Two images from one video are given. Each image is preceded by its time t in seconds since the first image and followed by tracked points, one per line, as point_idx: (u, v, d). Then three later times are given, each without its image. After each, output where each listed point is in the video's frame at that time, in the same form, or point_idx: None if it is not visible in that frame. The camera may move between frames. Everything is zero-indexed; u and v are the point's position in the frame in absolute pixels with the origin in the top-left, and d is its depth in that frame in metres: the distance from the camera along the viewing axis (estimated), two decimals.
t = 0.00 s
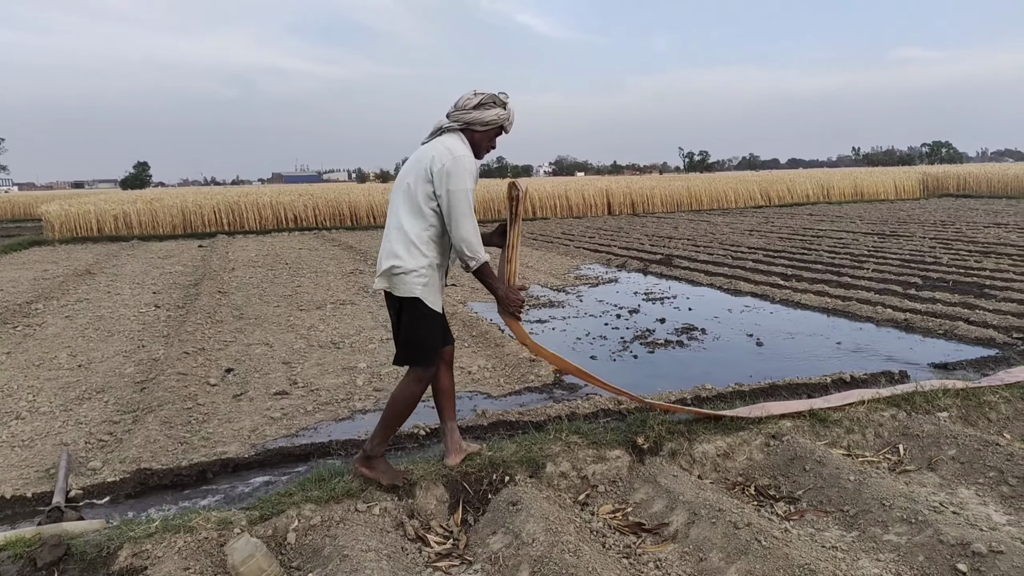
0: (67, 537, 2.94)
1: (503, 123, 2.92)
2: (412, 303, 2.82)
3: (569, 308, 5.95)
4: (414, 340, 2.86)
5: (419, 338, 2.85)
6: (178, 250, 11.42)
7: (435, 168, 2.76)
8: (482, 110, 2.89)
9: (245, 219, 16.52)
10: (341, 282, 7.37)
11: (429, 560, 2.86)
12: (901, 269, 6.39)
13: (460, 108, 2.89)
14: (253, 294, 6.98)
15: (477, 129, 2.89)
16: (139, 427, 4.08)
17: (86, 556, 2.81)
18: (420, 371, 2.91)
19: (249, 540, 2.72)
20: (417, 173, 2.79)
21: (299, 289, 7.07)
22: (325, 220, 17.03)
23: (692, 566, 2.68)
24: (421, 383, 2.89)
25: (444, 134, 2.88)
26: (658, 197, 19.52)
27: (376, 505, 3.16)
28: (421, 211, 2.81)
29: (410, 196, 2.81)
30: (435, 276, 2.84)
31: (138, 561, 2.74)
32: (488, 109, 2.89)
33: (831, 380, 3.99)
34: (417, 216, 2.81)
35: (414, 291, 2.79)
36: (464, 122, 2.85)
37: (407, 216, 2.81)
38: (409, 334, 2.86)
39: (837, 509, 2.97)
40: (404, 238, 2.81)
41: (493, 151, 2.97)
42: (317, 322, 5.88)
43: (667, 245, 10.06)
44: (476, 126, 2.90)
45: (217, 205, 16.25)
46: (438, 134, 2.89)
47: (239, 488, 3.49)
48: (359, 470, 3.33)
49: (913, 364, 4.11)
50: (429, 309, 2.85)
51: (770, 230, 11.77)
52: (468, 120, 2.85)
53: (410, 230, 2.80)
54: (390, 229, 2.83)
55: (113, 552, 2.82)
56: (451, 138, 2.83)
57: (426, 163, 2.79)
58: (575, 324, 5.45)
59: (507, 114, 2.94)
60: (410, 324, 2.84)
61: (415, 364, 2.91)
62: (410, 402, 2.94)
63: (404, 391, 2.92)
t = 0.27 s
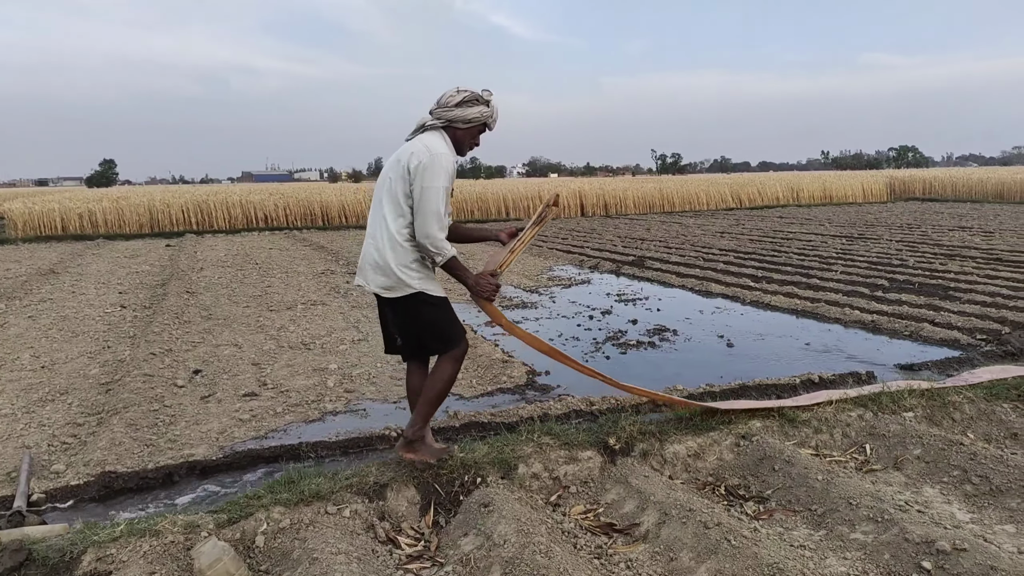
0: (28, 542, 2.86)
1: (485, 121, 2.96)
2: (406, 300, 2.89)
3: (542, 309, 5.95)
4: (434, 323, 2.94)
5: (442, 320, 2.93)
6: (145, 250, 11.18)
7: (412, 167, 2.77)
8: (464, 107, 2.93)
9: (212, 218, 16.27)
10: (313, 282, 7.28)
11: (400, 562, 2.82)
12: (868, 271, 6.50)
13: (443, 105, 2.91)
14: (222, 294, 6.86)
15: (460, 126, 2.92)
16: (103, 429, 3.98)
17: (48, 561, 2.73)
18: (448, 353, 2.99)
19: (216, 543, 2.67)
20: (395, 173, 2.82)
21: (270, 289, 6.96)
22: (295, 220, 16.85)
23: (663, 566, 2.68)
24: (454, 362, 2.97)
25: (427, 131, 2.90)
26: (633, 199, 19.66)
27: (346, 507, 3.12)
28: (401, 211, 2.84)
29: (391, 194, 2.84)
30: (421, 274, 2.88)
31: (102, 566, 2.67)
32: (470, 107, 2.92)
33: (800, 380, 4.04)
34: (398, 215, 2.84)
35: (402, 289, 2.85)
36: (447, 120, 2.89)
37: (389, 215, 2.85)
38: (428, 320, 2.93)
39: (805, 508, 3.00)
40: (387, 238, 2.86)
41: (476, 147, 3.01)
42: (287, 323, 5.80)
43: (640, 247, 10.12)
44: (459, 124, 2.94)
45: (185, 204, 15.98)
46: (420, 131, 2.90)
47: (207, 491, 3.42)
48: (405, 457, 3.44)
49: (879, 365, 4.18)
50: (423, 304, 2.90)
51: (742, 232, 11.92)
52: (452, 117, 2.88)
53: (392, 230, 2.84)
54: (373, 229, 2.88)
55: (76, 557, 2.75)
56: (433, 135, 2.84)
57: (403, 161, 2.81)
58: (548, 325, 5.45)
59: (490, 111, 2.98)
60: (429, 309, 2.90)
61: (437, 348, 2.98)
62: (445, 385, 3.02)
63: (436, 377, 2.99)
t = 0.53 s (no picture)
0: (5, 542, 2.81)
1: (481, 116, 3.01)
2: (403, 296, 2.95)
3: (527, 309, 5.94)
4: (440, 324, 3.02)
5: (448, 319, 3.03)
6: (126, 248, 11.02)
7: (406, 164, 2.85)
8: (461, 103, 2.97)
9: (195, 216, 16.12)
10: (297, 280, 7.23)
11: (383, 562, 2.80)
12: (850, 272, 6.57)
13: (439, 101, 2.95)
14: (205, 292, 6.78)
15: (456, 122, 2.98)
16: (83, 428, 3.92)
17: (26, 562, 2.69)
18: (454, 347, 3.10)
19: (197, 544, 2.65)
20: (392, 170, 2.90)
21: (252, 287, 6.90)
22: (279, 219, 16.73)
23: (646, 565, 2.69)
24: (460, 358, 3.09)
25: (424, 128, 2.96)
26: (618, 199, 19.73)
27: (329, 507, 3.10)
28: (397, 207, 2.91)
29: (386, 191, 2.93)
30: (415, 271, 2.93)
31: (81, 566, 2.63)
32: (466, 102, 2.96)
33: (782, 381, 4.07)
34: (393, 212, 2.91)
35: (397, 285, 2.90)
36: (443, 116, 2.94)
37: (385, 212, 2.92)
38: (435, 320, 3.01)
39: (787, 507, 3.02)
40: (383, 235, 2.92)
41: (472, 143, 3.06)
42: (270, 322, 5.75)
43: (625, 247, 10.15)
44: (455, 120, 2.99)
45: (167, 202, 15.82)
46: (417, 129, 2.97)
47: (188, 490, 3.38)
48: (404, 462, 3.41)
49: (860, 366, 4.22)
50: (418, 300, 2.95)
51: (726, 233, 11.99)
52: (448, 114, 2.93)
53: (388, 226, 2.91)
54: (371, 227, 2.96)
55: (55, 557, 2.71)
56: (427, 133, 2.90)
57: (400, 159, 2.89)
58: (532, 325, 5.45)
59: (487, 107, 3.01)
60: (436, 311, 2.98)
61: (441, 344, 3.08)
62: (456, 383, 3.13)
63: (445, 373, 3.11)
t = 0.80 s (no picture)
0: None
1: (502, 121, 3.04)
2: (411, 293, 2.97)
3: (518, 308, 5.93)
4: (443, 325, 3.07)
5: (451, 321, 3.08)
6: (113, 246, 10.92)
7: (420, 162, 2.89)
8: (482, 107, 3.01)
9: (184, 214, 15.99)
10: (286, 279, 7.19)
11: (373, 562, 2.79)
12: (840, 272, 6.60)
13: (461, 104, 2.99)
14: (193, 291, 6.73)
15: (477, 125, 3.01)
16: (69, 428, 3.87)
17: (10, 563, 2.66)
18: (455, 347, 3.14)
19: (185, 544, 2.63)
20: (407, 169, 2.95)
21: (242, 286, 6.85)
22: (269, 217, 16.64)
23: (636, 564, 2.69)
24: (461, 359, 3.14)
25: (445, 129, 3.00)
26: (609, 198, 19.75)
27: (319, 506, 3.08)
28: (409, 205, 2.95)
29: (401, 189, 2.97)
30: (425, 268, 2.96)
31: (67, 568, 2.60)
32: (487, 107, 3.00)
33: (772, 380, 4.08)
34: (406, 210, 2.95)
35: (406, 281, 2.93)
36: (464, 118, 2.98)
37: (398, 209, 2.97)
38: (437, 321, 3.06)
39: (776, 506, 3.03)
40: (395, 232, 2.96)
41: (492, 147, 3.09)
42: (260, 320, 5.71)
43: (616, 246, 10.15)
44: (475, 123, 3.02)
45: (155, 199, 15.70)
46: (436, 129, 3.02)
47: (176, 490, 3.35)
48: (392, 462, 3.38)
49: (850, 365, 4.24)
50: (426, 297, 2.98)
51: (716, 232, 12.03)
52: (469, 116, 2.98)
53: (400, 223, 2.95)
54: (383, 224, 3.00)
55: (40, 558, 2.68)
56: (446, 134, 2.95)
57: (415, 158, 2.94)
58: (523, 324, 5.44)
59: (507, 111, 3.05)
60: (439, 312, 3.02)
61: (442, 344, 3.12)
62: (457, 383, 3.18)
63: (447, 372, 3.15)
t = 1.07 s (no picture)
0: None
1: (519, 125, 3.10)
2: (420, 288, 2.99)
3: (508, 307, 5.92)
4: (443, 324, 3.06)
5: (451, 321, 3.06)
6: (100, 246, 10.81)
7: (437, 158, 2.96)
8: (501, 110, 3.08)
9: (172, 214, 15.87)
10: (275, 278, 7.14)
11: (363, 563, 2.77)
12: (828, 270, 6.64)
13: (481, 105, 3.06)
14: (181, 291, 6.68)
15: (494, 127, 3.06)
16: (55, 430, 3.83)
17: None
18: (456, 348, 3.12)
19: (173, 546, 2.61)
20: (425, 165, 3.02)
21: (231, 286, 6.80)
22: (258, 217, 16.55)
23: (627, 562, 2.69)
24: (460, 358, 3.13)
25: (464, 128, 3.07)
26: (599, 197, 19.78)
27: (309, 507, 3.06)
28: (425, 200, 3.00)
29: (418, 185, 3.03)
30: (437, 263, 2.98)
31: (53, 571, 2.57)
32: (506, 110, 3.06)
33: (762, 377, 4.09)
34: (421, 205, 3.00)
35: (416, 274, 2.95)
36: (482, 119, 3.04)
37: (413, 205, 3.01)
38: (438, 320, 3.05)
39: (766, 503, 3.04)
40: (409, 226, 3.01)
41: (507, 150, 3.13)
42: (249, 321, 5.67)
43: (606, 245, 10.16)
44: (492, 125, 3.08)
45: (143, 199, 15.56)
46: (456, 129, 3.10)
47: (164, 492, 3.32)
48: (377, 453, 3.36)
49: (839, 362, 4.26)
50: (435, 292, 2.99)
51: (705, 231, 12.07)
52: (487, 117, 3.04)
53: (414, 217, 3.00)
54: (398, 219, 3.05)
55: (26, 562, 2.64)
56: (466, 131, 3.02)
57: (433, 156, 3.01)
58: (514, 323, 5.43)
59: (525, 116, 3.11)
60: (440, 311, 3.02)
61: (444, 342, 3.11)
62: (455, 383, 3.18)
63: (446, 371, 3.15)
